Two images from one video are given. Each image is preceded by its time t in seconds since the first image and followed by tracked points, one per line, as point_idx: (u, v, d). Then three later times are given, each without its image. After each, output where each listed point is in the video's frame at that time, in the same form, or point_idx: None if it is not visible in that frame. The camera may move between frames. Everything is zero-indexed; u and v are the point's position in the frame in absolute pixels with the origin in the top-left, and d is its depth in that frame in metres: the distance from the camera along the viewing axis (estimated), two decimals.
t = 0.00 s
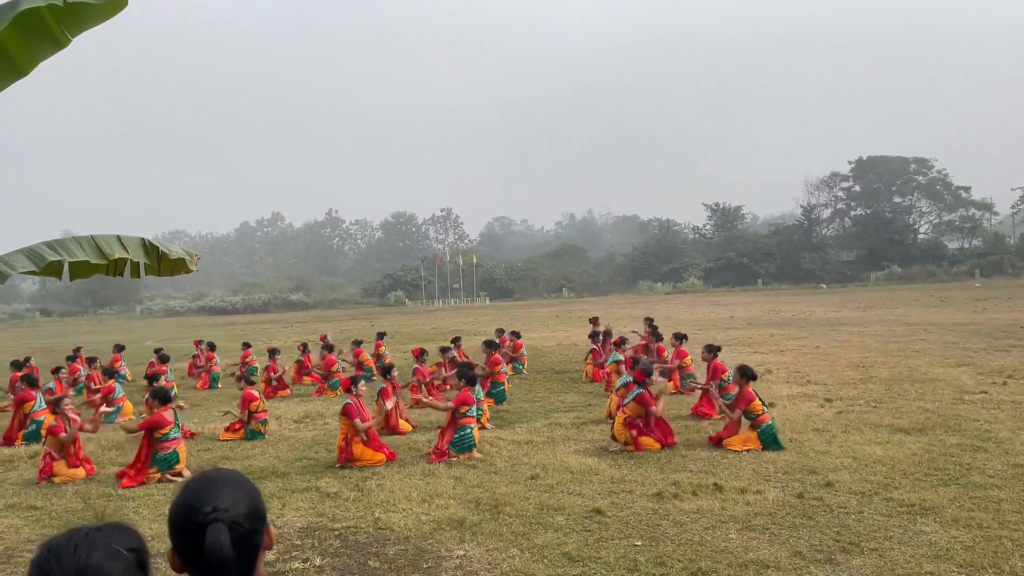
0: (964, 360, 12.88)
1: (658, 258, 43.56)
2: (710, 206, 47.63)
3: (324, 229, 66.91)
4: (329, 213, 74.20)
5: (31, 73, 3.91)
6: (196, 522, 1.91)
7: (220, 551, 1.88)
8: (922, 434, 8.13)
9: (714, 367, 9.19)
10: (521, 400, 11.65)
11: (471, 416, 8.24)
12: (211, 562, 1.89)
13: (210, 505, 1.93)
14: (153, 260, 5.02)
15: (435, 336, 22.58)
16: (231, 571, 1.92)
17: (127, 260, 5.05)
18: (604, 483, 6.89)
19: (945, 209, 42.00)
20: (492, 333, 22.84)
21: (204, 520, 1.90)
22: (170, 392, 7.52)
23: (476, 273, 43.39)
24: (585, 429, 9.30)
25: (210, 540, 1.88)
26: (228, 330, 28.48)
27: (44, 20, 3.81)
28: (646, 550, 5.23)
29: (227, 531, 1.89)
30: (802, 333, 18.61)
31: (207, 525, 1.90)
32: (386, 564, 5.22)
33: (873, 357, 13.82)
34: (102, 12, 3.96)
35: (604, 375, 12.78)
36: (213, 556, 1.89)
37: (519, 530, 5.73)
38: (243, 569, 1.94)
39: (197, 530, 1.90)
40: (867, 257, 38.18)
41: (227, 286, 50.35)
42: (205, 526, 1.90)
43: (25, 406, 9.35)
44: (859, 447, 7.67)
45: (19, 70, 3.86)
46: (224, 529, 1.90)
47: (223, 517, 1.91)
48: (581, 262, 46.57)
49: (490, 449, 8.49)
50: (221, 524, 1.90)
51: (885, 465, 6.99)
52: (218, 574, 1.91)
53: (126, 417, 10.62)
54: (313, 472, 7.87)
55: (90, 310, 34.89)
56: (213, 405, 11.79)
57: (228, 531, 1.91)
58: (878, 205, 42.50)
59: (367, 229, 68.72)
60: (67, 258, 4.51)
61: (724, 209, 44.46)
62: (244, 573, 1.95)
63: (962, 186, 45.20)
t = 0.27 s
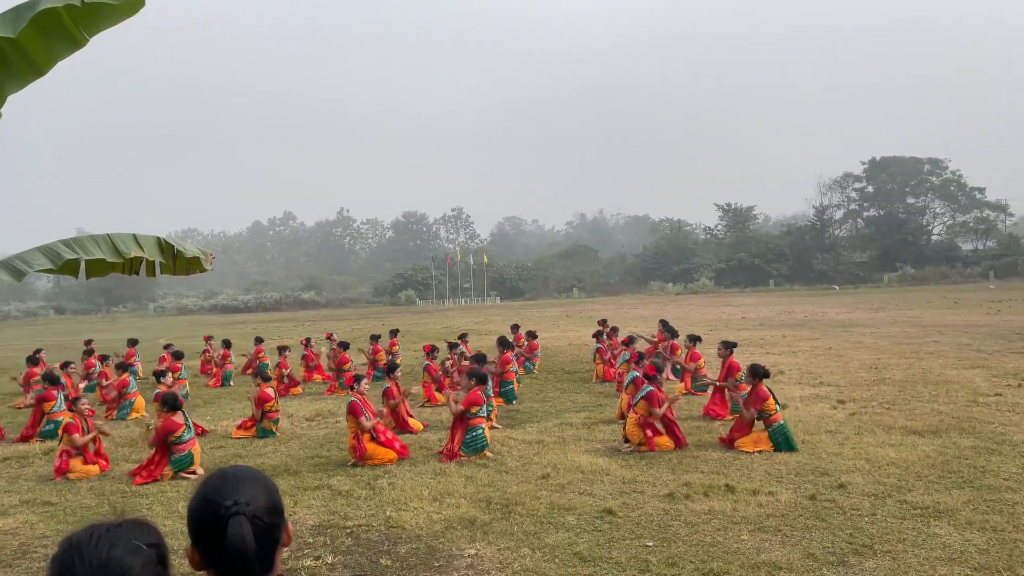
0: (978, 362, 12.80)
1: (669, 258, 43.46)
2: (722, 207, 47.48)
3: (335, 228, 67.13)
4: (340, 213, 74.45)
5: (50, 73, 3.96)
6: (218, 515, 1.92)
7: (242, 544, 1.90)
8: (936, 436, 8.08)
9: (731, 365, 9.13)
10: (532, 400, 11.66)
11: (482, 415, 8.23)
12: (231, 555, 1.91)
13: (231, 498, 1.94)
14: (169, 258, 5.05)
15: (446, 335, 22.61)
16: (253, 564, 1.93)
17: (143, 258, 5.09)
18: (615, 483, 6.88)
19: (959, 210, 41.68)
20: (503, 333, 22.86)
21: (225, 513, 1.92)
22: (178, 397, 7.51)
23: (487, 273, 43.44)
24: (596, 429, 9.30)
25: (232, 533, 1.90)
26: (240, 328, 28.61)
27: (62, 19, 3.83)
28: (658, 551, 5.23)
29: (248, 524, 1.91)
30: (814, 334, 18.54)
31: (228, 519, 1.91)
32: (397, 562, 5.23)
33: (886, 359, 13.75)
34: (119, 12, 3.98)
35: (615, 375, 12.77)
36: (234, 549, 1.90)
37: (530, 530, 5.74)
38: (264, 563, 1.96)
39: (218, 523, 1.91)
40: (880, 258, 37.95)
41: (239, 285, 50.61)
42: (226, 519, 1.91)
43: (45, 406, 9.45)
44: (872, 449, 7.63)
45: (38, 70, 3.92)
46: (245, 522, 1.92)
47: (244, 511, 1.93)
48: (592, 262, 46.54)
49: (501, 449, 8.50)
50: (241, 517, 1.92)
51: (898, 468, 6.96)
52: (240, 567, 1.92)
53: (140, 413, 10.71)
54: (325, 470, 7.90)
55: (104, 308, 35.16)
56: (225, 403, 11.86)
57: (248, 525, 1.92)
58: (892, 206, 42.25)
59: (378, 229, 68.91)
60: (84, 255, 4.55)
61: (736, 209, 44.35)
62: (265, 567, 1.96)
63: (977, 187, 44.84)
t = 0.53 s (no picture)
0: (1003, 367, 12.63)
1: (688, 260, 43.27)
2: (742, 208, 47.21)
3: (354, 228, 67.42)
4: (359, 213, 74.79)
5: (81, 73, 4.02)
6: (254, 508, 1.94)
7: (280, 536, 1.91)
8: (961, 440, 7.99)
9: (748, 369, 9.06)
10: (551, 400, 11.64)
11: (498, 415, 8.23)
12: (269, 549, 1.93)
13: (267, 491, 1.96)
14: (195, 259, 5.09)
15: (464, 335, 22.65)
16: (290, 558, 1.95)
17: (170, 257, 5.13)
18: (635, 485, 6.85)
19: (983, 212, 41.16)
20: (521, 333, 22.86)
21: (262, 506, 1.93)
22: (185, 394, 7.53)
23: (505, 274, 43.45)
24: (615, 430, 9.28)
25: (270, 525, 1.91)
26: (260, 327, 28.81)
27: (93, 21, 3.88)
28: (679, 553, 5.20)
29: (285, 516, 1.93)
30: (835, 337, 18.37)
31: (265, 512, 1.93)
32: (417, 561, 5.25)
33: (909, 362, 13.60)
34: (149, 13, 4.01)
35: (634, 377, 12.73)
36: (272, 541, 1.92)
37: (550, 531, 5.73)
38: (301, 557, 1.97)
39: (255, 517, 1.93)
40: (903, 260, 37.55)
41: (259, 284, 50.97)
42: (264, 511, 1.93)
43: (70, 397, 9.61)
44: (895, 454, 7.56)
45: (68, 70, 3.98)
46: (282, 514, 1.94)
47: (281, 504, 1.94)
48: (611, 263, 46.41)
49: (520, 449, 8.49)
50: (279, 509, 1.93)
51: (922, 472, 6.89)
52: (277, 560, 1.93)
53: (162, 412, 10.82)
54: (345, 469, 7.93)
55: (126, 306, 35.52)
56: (246, 401, 11.95)
57: (286, 517, 1.94)
58: (914, 208, 41.82)
59: (397, 229, 69.12)
60: (111, 254, 4.60)
61: (756, 211, 44.10)
62: (302, 561, 1.98)
63: (1002, 190, 44.25)
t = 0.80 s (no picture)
0: None
1: (713, 262, 42.94)
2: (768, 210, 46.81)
3: (378, 229, 67.73)
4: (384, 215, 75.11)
5: (116, 75, 4.07)
6: (299, 505, 2.02)
7: (325, 531, 1.99)
8: (994, 447, 7.85)
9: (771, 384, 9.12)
10: (575, 403, 11.61)
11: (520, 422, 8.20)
12: (314, 545, 2.00)
13: (310, 489, 2.06)
14: (226, 260, 5.15)
15: (488, 337, 22.66)
16: (333, 555, 2.02)
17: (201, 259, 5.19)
18: (661, 489, 6.82)
19: (1016, 216, 40.43)
20: (545, 335, 22.82)
21: (307, 503, 2.02)
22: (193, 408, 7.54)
23: (529, 275, 43.42)
24: (640, 433, 9.23)
25: (315, 521, 1.99)
26: (285, 327, 29.01)
27: (128, 23, 3.93)
28: (705, 558, 5.16)
29: (329, 512, 2.02)
30: (864, 341, 18.14)
31: (310, 509, 2.01)
32: (443, 562, 5.25)
33: (939, 367, 13.39)
34: (183, 17, 4.04)
35: (659, 380, 12.67)
36: (316, 538, 1.99)
37: (575, 533, 5.72)
38: (343, 553, 2.05)
39: (300, 513, 2.01)
40: (932, 264, 36.99)
41: (285, 284, 51.33)
42: (308, 508, 2.01)
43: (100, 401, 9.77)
44: (926, 460, 7.45)
45: (105, 72, 4.04)
46: (326, 511, 2.02)
47: (324, 501, 2.03)
48: (635, 266, 46.21)
49: (545, 451, 8.48)
50: (322, 506, 2.02)
51: (954, 479, 6.78)
52: (321, 557, 2.00)
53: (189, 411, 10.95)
54: (370, 469, 7.96)
55: (154, 305, 35.95)
56: (272, 401, 12.05)
57: (329, 514, 2.02)
58: (944, 211, 41.21)
59: (421, 230, 69.35)
60: (144, 254, 4.66)
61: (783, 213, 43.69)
62: (344, 558, 2.05)
63: None
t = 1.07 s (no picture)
0: None
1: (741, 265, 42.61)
2: (796, 213, 46.36)
3: (405, 231, 68.09)
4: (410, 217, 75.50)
5: (153, 80, 4.14)
6: (341, 503, 2.07)
7: (364, 530, 2.02)
8: None
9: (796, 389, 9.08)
10: (601, 406, 11.59)
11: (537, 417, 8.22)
12: (354, 541, 2.03)
13: (351, 487, 2.09)
14: (259, 261, 5.21)
15: (514, 339, 22.69)
16: (374, 551, 2.05)
17: (235, 260, 5.26)
18: (689, 493, 6.78)
19: None
20: (571, 338, 22.80)
21: (348, 501, 2.06)
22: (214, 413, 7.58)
23: (554, 278, 43.40)
24: (667, 437, 9.20)
25: (355, 519, 2.03)
26: (313, 328, 29.26)
27: (165, 28, 4.00)
28: (734, 563, 5.13)
29: (369, 510, 2.05)
30: (895, 346, 17.90)
31: (351, 507, 2.05)
32: (470, 562, 5.27)
33: (973, 373, 13.17)
34: (218, 22, 4.11)
35: (685, 384, 12.62)
36: (357, 535, 2.03)
37: (603, 536, 5.71)
38: (383, 550, 2.08)
39: (341, 511, 2.05)
40: (965, 269, 36.39)
41: (312, 286, 51.79)
42: (350, 506, 2.05)
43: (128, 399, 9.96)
44: (959, 467, 7.34)
45: (141, 77, 4.10)
46: (367, 508, 2.06)
47: (365, 499, 2.07)
48: (661, 269, 46.00)
49: (571, 454, 8.48)
50: (363, 504, 2.05)
51: (988, 487, 6.67)
52: (362, 554, 2.04)
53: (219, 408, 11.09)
54: (397, 469, 8.01)
55: (185, 306, 36.47)
56: (301, 400, 12.16)
57: (369, 512, 2.06)
58: (977, 214, 40.59)
59: (447, 233, 69.64)
60: (180, 255, 4.74)
61: (811, 216, 43.29)
62: (383, 555, 2.08)
63: None
